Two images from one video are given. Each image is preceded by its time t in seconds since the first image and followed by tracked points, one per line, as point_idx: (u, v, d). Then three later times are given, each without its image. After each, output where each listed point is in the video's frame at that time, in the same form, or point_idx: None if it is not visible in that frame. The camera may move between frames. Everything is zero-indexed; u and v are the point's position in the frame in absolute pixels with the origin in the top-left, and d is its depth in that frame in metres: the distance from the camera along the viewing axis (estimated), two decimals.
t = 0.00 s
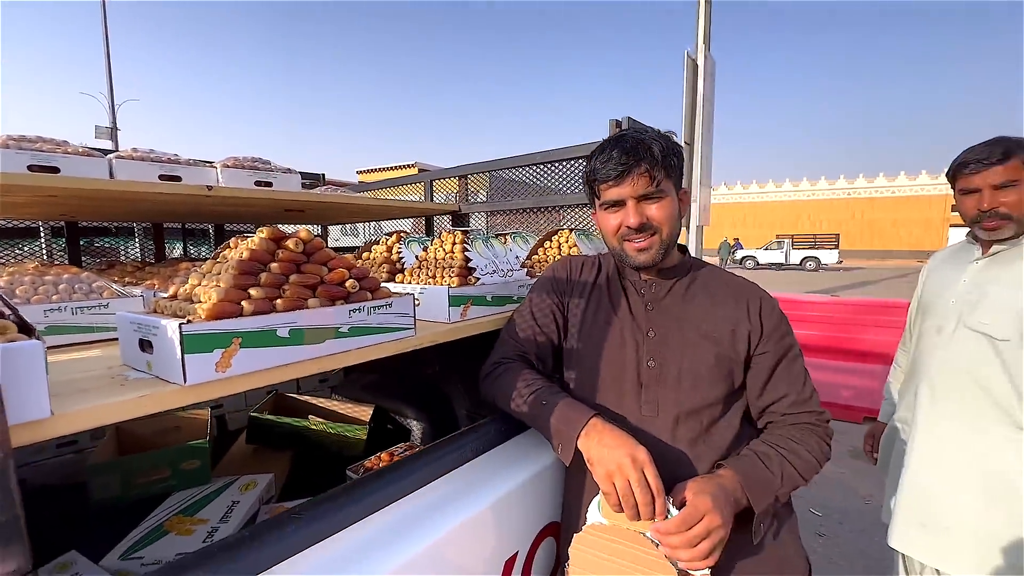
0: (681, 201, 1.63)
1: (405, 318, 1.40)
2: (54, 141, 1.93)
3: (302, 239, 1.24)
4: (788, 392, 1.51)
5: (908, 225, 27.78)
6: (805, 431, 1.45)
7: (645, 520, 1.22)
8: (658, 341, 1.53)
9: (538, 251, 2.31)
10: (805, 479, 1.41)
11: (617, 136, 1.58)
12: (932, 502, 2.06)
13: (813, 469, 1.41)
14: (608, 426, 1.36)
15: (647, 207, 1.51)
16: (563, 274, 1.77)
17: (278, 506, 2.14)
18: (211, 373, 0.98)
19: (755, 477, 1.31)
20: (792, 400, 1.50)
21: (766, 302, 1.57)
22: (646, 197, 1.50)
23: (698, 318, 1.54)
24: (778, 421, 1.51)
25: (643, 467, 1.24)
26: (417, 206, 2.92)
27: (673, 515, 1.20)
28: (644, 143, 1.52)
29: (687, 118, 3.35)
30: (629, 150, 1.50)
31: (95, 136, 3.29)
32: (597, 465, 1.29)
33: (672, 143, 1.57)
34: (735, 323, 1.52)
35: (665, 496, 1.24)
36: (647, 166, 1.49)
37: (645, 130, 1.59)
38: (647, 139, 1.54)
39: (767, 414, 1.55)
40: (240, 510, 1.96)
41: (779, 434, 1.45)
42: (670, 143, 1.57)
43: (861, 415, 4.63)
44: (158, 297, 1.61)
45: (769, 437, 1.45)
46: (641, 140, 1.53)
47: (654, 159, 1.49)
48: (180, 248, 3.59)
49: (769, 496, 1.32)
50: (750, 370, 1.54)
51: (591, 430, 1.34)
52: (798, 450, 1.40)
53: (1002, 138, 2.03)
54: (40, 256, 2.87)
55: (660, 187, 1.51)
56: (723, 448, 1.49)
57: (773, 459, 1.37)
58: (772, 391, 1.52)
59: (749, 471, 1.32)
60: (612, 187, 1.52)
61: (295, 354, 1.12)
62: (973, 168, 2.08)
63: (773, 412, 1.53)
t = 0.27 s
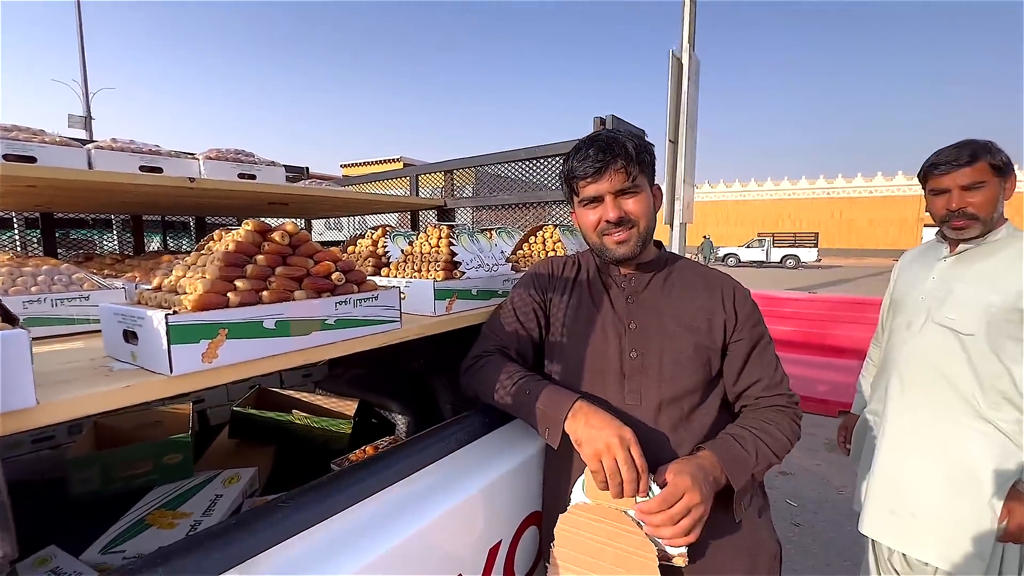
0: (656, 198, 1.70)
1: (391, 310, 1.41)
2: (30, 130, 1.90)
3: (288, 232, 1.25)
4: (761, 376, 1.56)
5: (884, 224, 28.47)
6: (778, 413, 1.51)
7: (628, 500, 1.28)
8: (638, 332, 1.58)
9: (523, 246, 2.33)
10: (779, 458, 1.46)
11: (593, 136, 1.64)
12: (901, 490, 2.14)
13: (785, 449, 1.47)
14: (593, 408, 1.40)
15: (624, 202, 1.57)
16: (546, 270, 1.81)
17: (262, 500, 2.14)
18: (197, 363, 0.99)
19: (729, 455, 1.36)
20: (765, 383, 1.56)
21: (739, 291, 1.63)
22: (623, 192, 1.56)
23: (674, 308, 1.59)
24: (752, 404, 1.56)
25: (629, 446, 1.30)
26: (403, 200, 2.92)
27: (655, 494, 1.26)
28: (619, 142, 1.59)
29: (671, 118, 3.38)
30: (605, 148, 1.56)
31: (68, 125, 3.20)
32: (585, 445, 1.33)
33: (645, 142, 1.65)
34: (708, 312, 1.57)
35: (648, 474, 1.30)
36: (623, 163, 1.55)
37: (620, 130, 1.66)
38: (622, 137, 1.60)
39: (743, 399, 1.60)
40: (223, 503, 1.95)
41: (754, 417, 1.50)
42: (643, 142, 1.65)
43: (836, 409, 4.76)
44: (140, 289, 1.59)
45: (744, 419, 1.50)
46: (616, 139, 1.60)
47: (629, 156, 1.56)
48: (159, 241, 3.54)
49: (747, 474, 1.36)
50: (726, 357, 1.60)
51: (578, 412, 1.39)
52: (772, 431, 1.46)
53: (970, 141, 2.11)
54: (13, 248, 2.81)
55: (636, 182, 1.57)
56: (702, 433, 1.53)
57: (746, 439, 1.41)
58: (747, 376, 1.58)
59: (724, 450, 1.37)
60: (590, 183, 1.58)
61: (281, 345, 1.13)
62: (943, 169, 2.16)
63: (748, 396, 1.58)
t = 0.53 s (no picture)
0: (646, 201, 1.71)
1: (387, 314, 1.40)
2: (8, 125, 1.83)
3: (283, 235, 1.23)
4: (751, 376, 1.58)
5: (862, 223, 29.08)
6: (768, 412, 1.53)
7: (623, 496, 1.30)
8: (632, 334, 1.58)
9: (516, 247, 2.33)
10: (771, 456, 1.49)
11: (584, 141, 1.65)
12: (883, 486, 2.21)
13: (776, 447, 1.49)
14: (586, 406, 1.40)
15: (615, 206, 1.58)
16: (539, 272, 1.80)
17: (252, 503, 2.11)
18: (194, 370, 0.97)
19: (723, 455, 1.38)
20: (754, 382, 1.58)
21: (728, 292, 1.64)
22: (614, 197, 1.57)
23: (665, 311, 1.60)
24: (742, 403, 1.58)
25: (622, 445, 1.30)
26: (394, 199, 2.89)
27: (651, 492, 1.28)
28: (609, 147, 1.59)
29: (657, 118, 3.42)
30: (595, 153, 1.57)
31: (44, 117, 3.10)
32: (577, 443, 1.33)
33: (635, 146, 1.65)
34: (699, 314, 1.59)
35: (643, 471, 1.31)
36: (614, 168, 1.56)
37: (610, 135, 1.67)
38: (612, 142, 1.61)
39: (733, 398, 1.62)
40: (213, 507, 1.92)
41: (746, 416, 1.52)
42: (633, 147, 1.65)
43: (817, 406, 4.86)
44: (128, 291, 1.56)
45: (735, 419, 1.52)
46: (606, 144, 1.60)
47: (620, 161, 1.57)
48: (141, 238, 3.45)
49: (740, 474, 1.38)
50: (717, 357, 1.61)
51: (570, 411, 1.39)
52: (763, 430, 1.47)
53: (953, 147, 2.16)
54: None
55: (627, 187, 1.58)
56: (696, 433, 1.55)
57: (740, 439, 1.43)
58: (737, 375, 1.59)
59: (718, 451, 1.39)
60: (581, 187, 1.58)
61: (278, 350, 1.12)
62: (927, 174, 2.21)
63: (738, 395, 1.60)
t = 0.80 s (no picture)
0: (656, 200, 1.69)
1: (397, 313, 1.37)
2: None
3: (292, 231, 1.19)
4: (760, 376, 1.58)
5: (846, 222, 29.54)
6: (777, 412, 1.52)
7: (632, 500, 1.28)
8: (642, 333, 1.57)
9: (519, 244, 2.31)
10: (781, 457, 1.48)
11: (593, 138, 1.61)
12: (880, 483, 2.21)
13: (786, 447, 1.48)
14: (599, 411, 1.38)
15: (625, 205, 1.55)
16: (547, 270, 1.78)
17: (250, 504, 2.06)
18: (204, 372, 0.93)
19: (735, 455, 1.37)
20: (763, 383, 1.57)
21: (737, 293, 1.64)
22: (624, 195, 1.54)
23: (675, 310, 1.59)
24: (752, 404, 1.58)
25: (636, 447, 1.28)
26: (391, 195, 2.85)
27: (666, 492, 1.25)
28: (620, 145, 1.56)
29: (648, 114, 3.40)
30: (606, 152, 1.54)
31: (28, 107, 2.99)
32: (590, 450, 1.30)
33: (645, 145, 1.62)
34: (709, 314, 1.57)
35: (658, 473, 1.28)
36: (624, 167, 1.53)
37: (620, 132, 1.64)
38: (623, 141, 1.58)
39: (742, 398, 1.61)
40: (210, 510, 1.87)
41: (756, 417, 1.51)
42: (643, 145, 1.63)
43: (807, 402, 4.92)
44: (124, 288, 1.50)
45: (746, 420, 1.51)
46: (617, 142, 1.57)
47: (631, 159, 1.54)
48: (129, 232, 3.36)
49: (752, 474, 1.38)
50: (726, 357, 1.60)
51: (583, 412, 1.37)
52: (774, 430, 1.47)
53: (956, 149, 2.18)
54: None
55: (637, 186, 1.56)
56: (706, 433, 1.54)
57: (751, 440, 1.43)
58: (746, 376, 1.59)
59: (730, 451, 1.38)
60: (590, 186, 1.55)
61: (289, 351, 1.08)
62: (928, 174, 2.22)
63: (747, 396, 1.60)
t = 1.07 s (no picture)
0: (664, 198, 1.63)
1: (399, 314, 1.31)
2: None
3: (290, 229, 1.13)
4: (769, 378, 1.56)
5: (831, 220, 29.95)
6: (787, 415, 1.50)
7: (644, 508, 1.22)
8: (649, 335, 1.53)
9: (518, 241, 2.26)
10: (791, 460, 1.46)
11: (599, 133, 1.55)
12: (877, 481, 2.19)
13: (796, 450, 1.46)
14: (609, 416, 1.34)
15: (630, 206, 1.50)
16: (551, 269, 1.74)
17: (241, 511, 1.99)
18: (200, 380, 0.87)
19: (745, 459, 1.35)
20: (772, 385, 1.55)
21: (745, 293, 1.61)
22: (629, 196, 1.49)
23: (683, 311, 1.55)
24: (760, 407, 1.55)
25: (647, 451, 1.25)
26: (385, 190, 2.78)
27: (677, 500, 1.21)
28: (626, 142, 1.49)
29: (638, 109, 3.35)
30: (611, 150, 1.47)
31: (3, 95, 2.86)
32: (601, 455, 1.27)
33: (654, 142, 1.55)
34: (718, 316, 1.54)
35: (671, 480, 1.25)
36: (629, 166, 1.47)
37: (627, 128, 1.57)
38: (629, 137, 1.52)
39: (750, 401, 1.59)
40: (200, 517, 1.80)
41: (765, 420, 1.48)
42: (651, 141, 1.55)
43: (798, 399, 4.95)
44: (108, 288, 1.43)
45: (755, 423, 1.49)
46: (622, 138, 1.51)
47: (637, 158, 1.47)
48: (112, 228, 3.25)
49: (764, 479, 1.35)
50: (734, 359, 1.57)
51: (592, 417, 1.33)
52: (783, 433, 1.45)
53: (957, 147, 2.17)
54: None
55: (643, 185, 1.50)
56: (714, 436, 1.51)
57: (763, 444, 1.40)
58: (755, 378, 1.57)
59: (740, 456, 1.36)
60: (594, 185, 1.50)
61: (288, 356, 1.02)
62: (929, 173, 2.22)
63: (756, 398, 1.57)
